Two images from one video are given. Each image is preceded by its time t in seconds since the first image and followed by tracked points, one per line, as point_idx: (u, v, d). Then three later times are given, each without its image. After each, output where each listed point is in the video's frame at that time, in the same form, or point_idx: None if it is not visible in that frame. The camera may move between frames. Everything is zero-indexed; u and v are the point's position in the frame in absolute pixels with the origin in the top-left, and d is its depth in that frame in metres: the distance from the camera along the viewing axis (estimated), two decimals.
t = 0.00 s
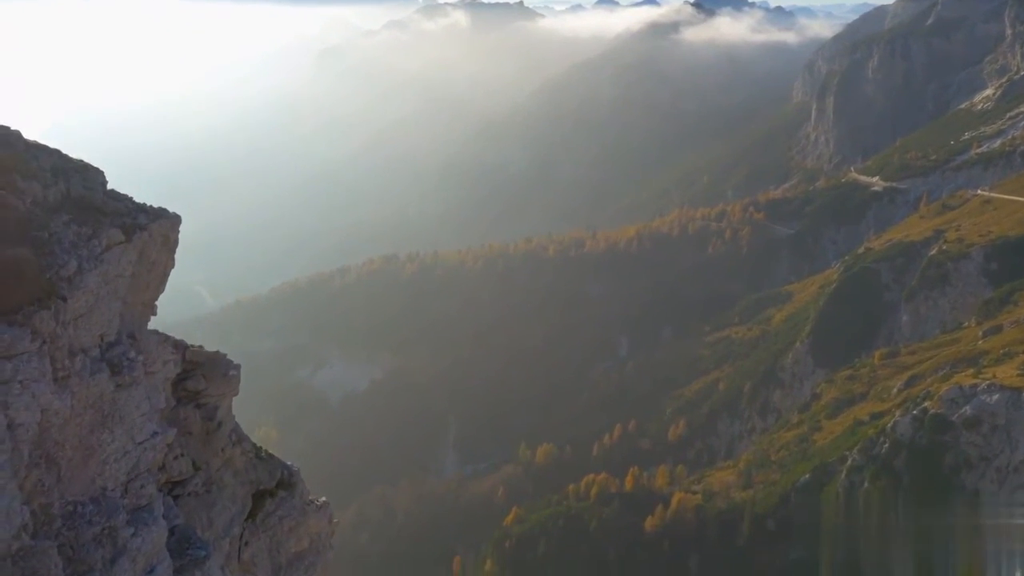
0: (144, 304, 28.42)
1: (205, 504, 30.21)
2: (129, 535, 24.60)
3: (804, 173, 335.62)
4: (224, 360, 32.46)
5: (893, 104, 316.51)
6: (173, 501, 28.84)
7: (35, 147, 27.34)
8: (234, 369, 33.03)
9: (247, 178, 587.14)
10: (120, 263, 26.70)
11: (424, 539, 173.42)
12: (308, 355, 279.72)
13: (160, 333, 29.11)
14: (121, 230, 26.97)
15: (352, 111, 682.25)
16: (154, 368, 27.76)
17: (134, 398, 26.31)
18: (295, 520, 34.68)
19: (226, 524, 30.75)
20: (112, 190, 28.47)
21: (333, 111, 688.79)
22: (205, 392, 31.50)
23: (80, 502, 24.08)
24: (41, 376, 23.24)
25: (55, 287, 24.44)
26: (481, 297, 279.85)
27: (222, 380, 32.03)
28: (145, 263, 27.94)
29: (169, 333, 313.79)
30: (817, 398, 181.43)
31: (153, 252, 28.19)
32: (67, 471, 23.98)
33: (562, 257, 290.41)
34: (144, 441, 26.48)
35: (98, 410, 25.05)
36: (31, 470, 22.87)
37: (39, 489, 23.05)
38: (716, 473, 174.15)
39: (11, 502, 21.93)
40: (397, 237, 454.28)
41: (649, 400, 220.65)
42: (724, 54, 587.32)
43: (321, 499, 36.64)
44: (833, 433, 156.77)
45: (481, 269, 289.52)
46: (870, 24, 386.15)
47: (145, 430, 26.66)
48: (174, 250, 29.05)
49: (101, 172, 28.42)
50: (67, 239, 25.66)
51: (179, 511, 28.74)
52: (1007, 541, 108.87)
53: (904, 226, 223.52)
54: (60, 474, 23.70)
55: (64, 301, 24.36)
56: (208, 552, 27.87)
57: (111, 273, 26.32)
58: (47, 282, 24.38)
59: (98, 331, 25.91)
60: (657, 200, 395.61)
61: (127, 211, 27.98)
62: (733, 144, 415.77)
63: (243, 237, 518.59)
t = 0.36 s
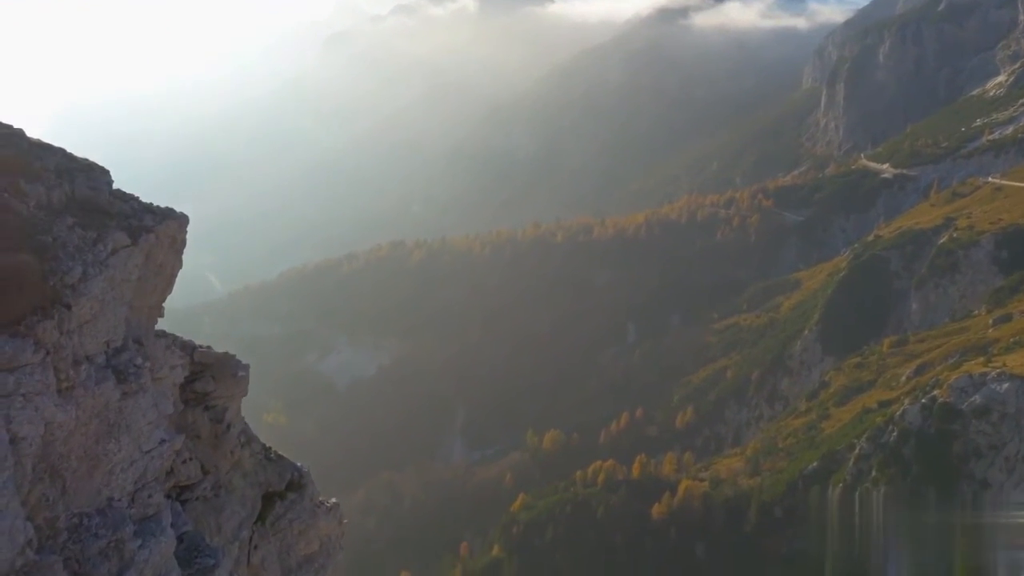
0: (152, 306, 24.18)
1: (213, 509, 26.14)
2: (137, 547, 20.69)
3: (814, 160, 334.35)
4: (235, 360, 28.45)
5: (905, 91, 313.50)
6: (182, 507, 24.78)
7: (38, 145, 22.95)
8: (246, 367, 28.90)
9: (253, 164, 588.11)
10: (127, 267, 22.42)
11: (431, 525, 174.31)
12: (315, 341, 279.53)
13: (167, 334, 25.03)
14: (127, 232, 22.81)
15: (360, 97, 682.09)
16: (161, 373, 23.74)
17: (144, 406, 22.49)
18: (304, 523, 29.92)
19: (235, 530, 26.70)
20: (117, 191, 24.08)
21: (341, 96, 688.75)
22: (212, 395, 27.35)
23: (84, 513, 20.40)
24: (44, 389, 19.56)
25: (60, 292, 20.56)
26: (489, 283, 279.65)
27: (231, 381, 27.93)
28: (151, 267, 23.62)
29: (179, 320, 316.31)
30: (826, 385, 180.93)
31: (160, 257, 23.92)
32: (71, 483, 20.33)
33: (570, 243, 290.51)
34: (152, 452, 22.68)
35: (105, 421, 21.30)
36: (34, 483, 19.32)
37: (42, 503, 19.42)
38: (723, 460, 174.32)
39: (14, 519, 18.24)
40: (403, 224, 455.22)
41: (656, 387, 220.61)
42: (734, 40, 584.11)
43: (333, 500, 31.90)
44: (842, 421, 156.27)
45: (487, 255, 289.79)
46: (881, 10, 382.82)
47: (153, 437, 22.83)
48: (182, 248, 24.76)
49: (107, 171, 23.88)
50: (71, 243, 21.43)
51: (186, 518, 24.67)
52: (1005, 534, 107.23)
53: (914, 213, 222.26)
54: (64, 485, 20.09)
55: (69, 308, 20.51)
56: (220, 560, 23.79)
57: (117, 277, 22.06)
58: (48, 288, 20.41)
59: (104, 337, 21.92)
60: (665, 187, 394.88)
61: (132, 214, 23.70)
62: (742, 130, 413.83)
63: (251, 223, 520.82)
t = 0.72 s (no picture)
0: (157, 313, 21.65)
1: (222, 515, 23.25)
2: (144, 561, 18.36)
3: (823, 147, 332.76)
4: (244, 362, 25.22)
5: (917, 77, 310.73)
6: (189, 516, 21.96)
7: (40, 146, 21.13)
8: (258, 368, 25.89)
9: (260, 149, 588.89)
10: (133, 272, 20.13)
11: (439, 512, 175.29)
12: (322, 327, 279.57)
13: (173, 338, 22.59)
14: (133, 236, 20.46)
15: (369, 83, 681.74)
16: (168, 380, 21.14)
17: (153, 414, 19.92)
18: (314, 527, 26.63)
19: (245, 537, 23.72)
20: (122, 192, 21.92)
21: (349, 82, 688.67)
22: (223, 398, 24.19)
23: (89, 528, 18.09)
24: (46, 405, 17.18)
25: (62, 303, 18.25)
26: (497, 270, 279.36)
27: (239, 385, 24.63)
28: (157, 270, 21.28)
29: (188, 305, 317.99)
30: (834, 373, 180.42)
31: (167, 258, 21.51)
32: (75, 497, 17.95)
33: (579, 229, 290.27)
34: (160, 463, 20.08)
35: (111, 432, 18.85)
36: (38, 501, 16.98)
37: (46, 520, 17.13)
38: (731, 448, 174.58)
39: (17, 539, 15.75)
40: (410, 212, 456.12)
41: (664, 375, 220.59)
42: (744, 24, 579.76)
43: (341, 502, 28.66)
44: (851, 409, 155.74)
45: (495, 241, 289.59)
46: None
47: (161, 446, 20.17)
48: (188, 255, 22.20)
49: (112, 174, 21.98)
50: (75, 249, 19.28)
51: (194, 526, 21.93)
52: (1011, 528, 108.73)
53: (924, 201, 220.93)
54: (67, 500, 17.76)
55: (72, 318, 18.20)
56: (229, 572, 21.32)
57: (123, 283, 19.73)
58: (50, 299, 18.13)
59: (111, 341, 19.52)
60: (673, 173, 394.05)
61: (137, 215, 21.43)
62: (751, 116, 411.72)
63: (259, 210, 522.14)
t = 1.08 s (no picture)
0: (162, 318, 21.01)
1: (230, 522, 22.46)
2: None
3: (834, 134, 330.74)
4: (251, 366, 24.46)
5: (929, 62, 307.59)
6: (196, 526, 21.02)
7: (43, 149, 20.09)
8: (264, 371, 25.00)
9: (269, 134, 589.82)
10: (137, 280, 19.26)
11: (446, 497, 175.76)
12: (331, 312, 279.67)
13: (178, 341, 22.07)
14: (138, 242, 19.65)
15: (378, 69, 681.09)
16: (174, 391, 20.25)
17: (157, 430, 19.08)
18: (323, 531, 26.33)
19: (253, 542, 23.07)
20: (125, 195, 21.14)
21: (359, 69, 688.15)
22: (230, 403, 23.39)
23: (94, 548, 17.28)
24: (48, 425, 16.20)
25: (65, 315, 17.25)
26: (504, 257, 278.99)
27: (247, 389, 23.86)
28: (163, 276, 20.58)
29: (197, 291, 319.04)
30: (843, 361, 179.72)
31: (173, 264, 20.88)
32: (78, 516, 17.10)
33: (588, 216, 290.06)
34: (167, 478, 19.33)
35: (115, 448, 18.03)
36: (39, 523, 16.16)
37: (49, 542, 16.31)
38: (739, 435, 174.40)
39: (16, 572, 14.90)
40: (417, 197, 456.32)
41: (672, 363, 220.28)
42: (755, 9, 574.81)
43: (348, 506, 28.45)
44: (860, 397, 155.26)
45: (503, 228, 289.35)
46: None
47: (167, 460, 19.41)
48: (195, 260, 21.62)
49: (117, 177, 21.16)
50: (77, 257, 18.19)
51: (202, 535, 21.06)
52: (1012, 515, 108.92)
53: (935, 188, 219.44)
54: (70, 520, 16.91)
55: (75, 332, 17.20)
56: None
57: (128, 292, 18.91)
58: (52, 313, 17.11)
59: (115, 354, 18.56)
60: (682, 160, 392.41)
61: (142, 221, 20.71)
62: (761, 102, 409.08)
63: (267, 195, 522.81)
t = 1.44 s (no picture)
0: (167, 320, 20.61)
1: (235, 530, 22.33)
2: None
3: (844, 121, 329.00)
4: (259, 368, 23.96)
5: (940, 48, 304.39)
6: (199, 534, 20.99)
7: (44, 149, 19.64)
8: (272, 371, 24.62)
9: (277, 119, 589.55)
10: (140, 288, 18.92)
11: (452, 485, 176.65)
12: (337, 298, 280.30)
13: (183, 341, 21.68)
14: (139, 245, 19.26)
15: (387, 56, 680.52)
16: (177, 398, 19.99)
17: (159, 441, 18.90)
18: (330, 536, 26.20)
19: (258, 549, 22.94)
20: (128, 196, 20.68)
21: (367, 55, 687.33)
22: (235, 406, 23.02)
23: (95, 561, 17.27)
24: (45, 442, 16.23)
25: (64, 327, 17.14)
26: (511, 245, 278.48)
27: (254, 391, 23.50)
28: (166, 281, 20.09)
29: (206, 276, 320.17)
30: (850, 350, 179.27)
31: (177, 268, 20.35)
32: (79, 529, 17.08)
33: (596, 203, 290.44)
34: (167, 489, 19.16)
35: (117, 459, 17.98)
36: (39, 539, 16.17)
37: (50, 560, 16.35)
38: (745, 424, 174.41)
39: None
40: (424, 186, 457.25)
41: (679, 351, 220.25)
42: None
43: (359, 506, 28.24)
44: (867, 385, 154.86)
45: (510, 216, 289.25)
46: None
47: (170, 471, 19.33)
48: (199, 263, 21.05)
49: (116, 176, 20.55)
50: (77, 265, 17.98)
51: (207, 544, 21.14)
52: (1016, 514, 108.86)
53: (945, 176, 218.23)
54: (71, 534, 16.90)
55: (74, 344, 17.10)
56: None
57: (129, 301, 18.56)
58: (49, 324, 16.99)
59: (116, 364, 18.38)
60: (689, 148, 391.32)
61: (144, 223, 20.26)
62: (770, 89, 406.69)
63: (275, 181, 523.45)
